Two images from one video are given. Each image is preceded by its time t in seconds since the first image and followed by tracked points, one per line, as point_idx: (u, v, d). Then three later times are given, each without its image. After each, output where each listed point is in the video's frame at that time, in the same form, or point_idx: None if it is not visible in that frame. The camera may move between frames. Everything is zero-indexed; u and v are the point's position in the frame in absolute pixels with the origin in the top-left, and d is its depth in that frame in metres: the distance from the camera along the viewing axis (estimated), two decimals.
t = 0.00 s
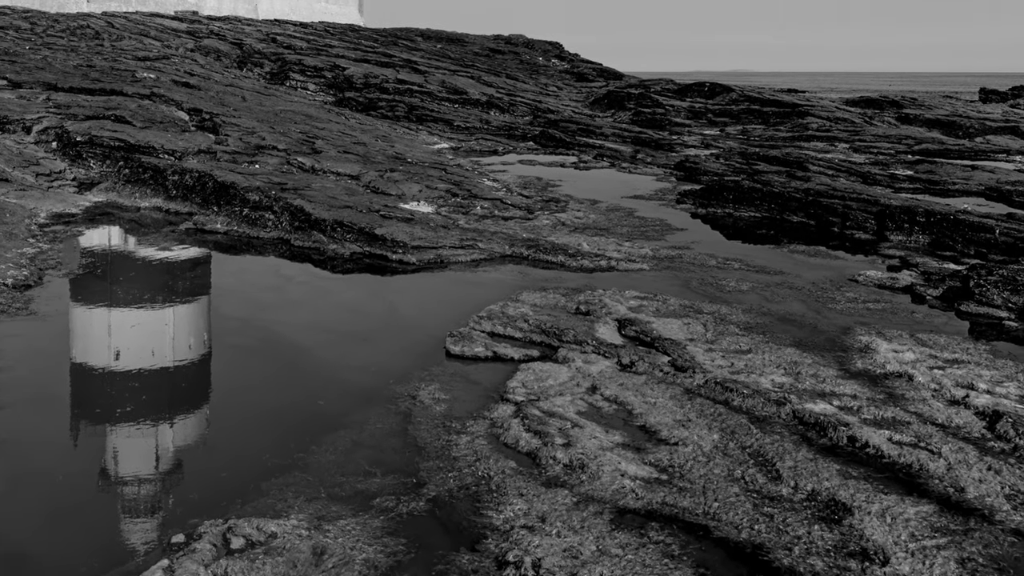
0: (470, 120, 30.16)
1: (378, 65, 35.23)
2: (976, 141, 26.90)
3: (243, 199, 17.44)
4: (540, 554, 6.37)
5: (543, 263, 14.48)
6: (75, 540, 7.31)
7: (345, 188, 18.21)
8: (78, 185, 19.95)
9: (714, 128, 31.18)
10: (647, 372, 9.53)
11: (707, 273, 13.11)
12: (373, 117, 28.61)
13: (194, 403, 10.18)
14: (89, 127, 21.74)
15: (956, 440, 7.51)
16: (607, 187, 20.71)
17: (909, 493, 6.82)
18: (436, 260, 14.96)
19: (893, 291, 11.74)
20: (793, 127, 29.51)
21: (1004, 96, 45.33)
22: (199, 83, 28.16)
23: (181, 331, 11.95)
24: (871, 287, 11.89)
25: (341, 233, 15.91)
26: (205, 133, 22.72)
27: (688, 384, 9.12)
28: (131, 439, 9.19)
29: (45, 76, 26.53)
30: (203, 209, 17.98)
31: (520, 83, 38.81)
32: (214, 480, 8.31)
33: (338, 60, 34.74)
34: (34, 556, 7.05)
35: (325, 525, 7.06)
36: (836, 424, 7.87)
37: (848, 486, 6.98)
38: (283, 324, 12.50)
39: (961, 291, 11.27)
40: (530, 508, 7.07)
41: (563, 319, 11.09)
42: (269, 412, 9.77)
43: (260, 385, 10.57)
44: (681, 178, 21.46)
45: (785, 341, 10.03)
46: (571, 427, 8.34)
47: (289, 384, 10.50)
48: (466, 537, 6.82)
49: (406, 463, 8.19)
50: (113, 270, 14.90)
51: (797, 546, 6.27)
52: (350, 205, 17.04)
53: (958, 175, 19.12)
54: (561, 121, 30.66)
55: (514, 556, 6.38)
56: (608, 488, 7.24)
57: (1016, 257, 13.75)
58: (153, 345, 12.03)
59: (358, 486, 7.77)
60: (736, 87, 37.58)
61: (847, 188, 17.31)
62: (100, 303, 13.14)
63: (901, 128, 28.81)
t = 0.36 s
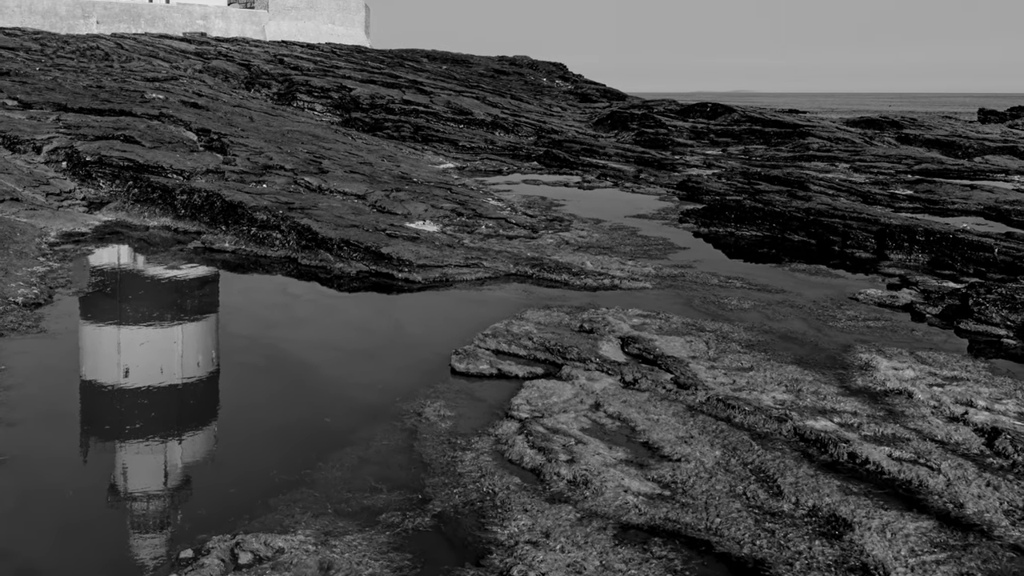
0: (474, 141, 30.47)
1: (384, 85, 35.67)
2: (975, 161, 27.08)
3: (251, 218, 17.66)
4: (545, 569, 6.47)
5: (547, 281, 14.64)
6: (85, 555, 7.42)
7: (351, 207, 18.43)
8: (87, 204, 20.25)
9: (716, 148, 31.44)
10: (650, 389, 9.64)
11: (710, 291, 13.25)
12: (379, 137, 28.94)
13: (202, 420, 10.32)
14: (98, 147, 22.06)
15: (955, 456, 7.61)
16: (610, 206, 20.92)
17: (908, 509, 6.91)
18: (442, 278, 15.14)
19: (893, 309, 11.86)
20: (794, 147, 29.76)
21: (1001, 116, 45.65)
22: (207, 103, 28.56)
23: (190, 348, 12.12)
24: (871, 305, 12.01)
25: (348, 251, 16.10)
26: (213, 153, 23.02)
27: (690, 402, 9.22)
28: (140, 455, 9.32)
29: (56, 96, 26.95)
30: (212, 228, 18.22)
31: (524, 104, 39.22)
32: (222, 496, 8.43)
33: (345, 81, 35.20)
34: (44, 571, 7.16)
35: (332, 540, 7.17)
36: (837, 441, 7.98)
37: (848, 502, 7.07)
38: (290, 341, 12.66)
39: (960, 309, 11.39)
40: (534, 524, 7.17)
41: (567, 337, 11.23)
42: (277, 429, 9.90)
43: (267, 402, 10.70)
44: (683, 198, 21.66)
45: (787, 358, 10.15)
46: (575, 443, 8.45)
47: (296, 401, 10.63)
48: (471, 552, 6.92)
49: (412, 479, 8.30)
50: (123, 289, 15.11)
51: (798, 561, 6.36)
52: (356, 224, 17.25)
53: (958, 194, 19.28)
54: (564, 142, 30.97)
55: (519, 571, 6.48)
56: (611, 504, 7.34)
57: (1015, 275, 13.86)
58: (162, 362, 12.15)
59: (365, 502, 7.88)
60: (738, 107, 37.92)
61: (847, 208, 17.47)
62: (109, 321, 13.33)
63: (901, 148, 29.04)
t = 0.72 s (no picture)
0: (480, 160, 30.77)
1: (390, 106, 36.09)
2: (975, 180, 27.26)
3: (258, 237, 17.88)
4: None
5: (550, 299, 14.80)
6: (94, 570, 7.53)
7: (357, 226, 18.65)
8: (97, 223, 20.53)
9: (718, 168, 31.68)
10: (653, 406, 9.75)
11: (712, 309, 13.38)
12: (385, 157, 29.25)
13: (210, 436, 10.45)
14: (108, 166, 22.37)
15: (954, 472, 7.71)
16: (613, 225, 21.10)
17: (908, 524, 7.00)
18: (447, 296, 15.33)
19: (893, 327, 11.97)
20: (796, 167, 29.98)
21: (1000, 136, 45.94)
22: (215, 123, 28.94)
23: (198, 365, 12.27)
24: (871, 323, 12.13)
25: (354, 270, 16.29)
26: (221, 172, 23.32)
27: (693, 418, 9.33)
28: (149, 471, 9.46)
29: (65, 116, 27.37)
30: (220, 247, 18.44)
31: (529, 124, 39.59)
32: (230, 511, 8.54)
33: (351, 102, 35.63)
34: None
35: (338, 555, 7.28)
36: (837, 457, 8.08)
37: (849, 517, 7.16)
38: (297, 359, 12.82)
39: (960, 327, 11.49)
40: (539, 539, 7.27)
41: (571, 354, 11.36)
42: (284, 445, 10.03)
43: (275, 418, 10.84)
44: (685, 217, 21.85)
45: (788, 375, 10.25)
46: (579, 459, 8.56)
47: (303, 418, 10.76)
48: (476, 567, 7.01)
49: (417, 495, 8.41)
50: (132, 307, 15.32)
51: None
52: (362, 243, 17.45)
53: (957, 213, 19.42)
54: (568, 161, 31.25)
55: None
56: (615, 519, 7.44)
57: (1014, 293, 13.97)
58: (170, 380, 12.21)
59: (371, 517, 7.99)
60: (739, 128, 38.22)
61: (847, 227, 17.62)
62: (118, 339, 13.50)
63: (901, 168, 29.25)
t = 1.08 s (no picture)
0: (484, 180, 31.05)
1: (395, 126, 36.49)
2: (974, 199, 27.40)
3: (265, 255, 18.10)
4: None
5: (554, 317, 14.96)
6: None
7: (364, 244, 18.87)
8: (106, 242, 20.81)
9: (720, 187, 31.90)
10: (655, 422, 9.87)
11: (714, 326, 13.51)
12: (391, 176, 29.55)
13: (218, 452, 10.58)
14: (117, 185, 22.68)
15: (954, 488, 7.81)
16: (617, 244, 21.28)
17: (908, 539, 7.10)
18: (452, 314, 15.49)
19: (893, 344, 12.08)
20: (797, 186, 30.19)
21: (999, 155, 46.17)
22: (223, 143, 29.31)
23: (206, 382, 12.41)
24: (872, 340, 12.24)
25: (360, 288, 16.48)
26: (229, 192, 23.61)
27: (695, 434, 9.44)
28: (158, 487, 9.59)
29: (75, 136, 27.77)
30: (227, 265, 18.67)
31: (533, 144, 39.95)
32: (238, 526, 8.66)
33: (358, 122, 36.04)
34: None
35: (344, 569, 7.39)
36: (838, 473, 8.18)
37: (849, 532, 7.26)
38: (304, 376, 12.96)
39: (959, 344, 11.59)
40: (543, 553, 7.38)
41: (574, 371, 11.49)
42: (291, 461, 10.16)
43: (282, 434, 10.97)
44: (688, 235, 22.03)
45: (789, 392, 10.37)
46: (583, 475, 8.67)
47: (310, 434, 10.89)
48: None
49: (423, 510, 8.52)
50: (140, 324, 15.52)
51: None
52: (368, 261, 17.65)
53: (956, 232, 19.56)
54: (572, 181, 31.50)
55: None
56: (618, 534, 7.54)
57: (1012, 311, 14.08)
58: (179, 397, 12.34)
59: (377, 532, 8.10)
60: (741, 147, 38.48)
61: (848, 245, 17.77)
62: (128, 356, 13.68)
63: (900, 187, 29.45)
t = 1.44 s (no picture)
0: (489, 199, 31.32)
1: (401, 145, 36.87)
2: (974, 217, 27.54)
3: (273, 273, 18.30)
4: None
5: (558, 334, 15.12)
6: None
7: (369, 262, 19.08)
8: (115, 260, 21.07)
9: (722, 206, 32.11)
10: (658, 438, 9.98)
11: (716, 344, 13.63)
12: (396, 195, 29.85)
13: (226, 468, 10.72)
14: (126, 204, 22.97)
15: (953, 503, 7.91)
16: (620, 262, 21.45)
17: (908, 554, 7.20)
18: (457, 331, 15.66)
19: (893, 361, 12.19)
20: (797, 205, 30.39)
21: (998, 174, 46.39)
22: (231, 162, 29.66)
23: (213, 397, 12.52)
24: (872, 357, 12.35)
25: (366, 305, 16.66)
26: (236, 210, 23.89)
27: (697, 450, 9.56)
28: (166, 502, 9.71)
29: (84, 155, 28.16)
30: (235, 283, 18.88)
31: (537, 163, 40.28)
32: (245, 541, 8.78)
33: (364, 141, 36.44)
34: None
35: None
36: (838, 488, 8.29)
37: (850, 546, 7.35)
38: (310, 392, 13.11)
39: (958, 361, 11.70)
40: (547, 568, 7.49)
41: (578, 388, 11.61)
42: (297, 477, 10.28)
43: (288, 450, 11.10)
44: (690, 253, 22.20)
45: (790, 409, 10.47)
46: (586, 490, 8.78)
47: (316, 450, 11.02)
48: None
49: (428, 525, 8.64)
50: (149, 341, 15.71)
51: None
52: (374, 278, 17.85)
53: (955, 250, 19.70)
54: (575, 199, 31.76)
55: None
56: (621, 549, 7.64)
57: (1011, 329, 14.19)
58: (187, 413, 12.43)
59: (382, 547, 8.22)
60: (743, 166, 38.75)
61: (849, 263, 17.91)
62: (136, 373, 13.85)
63: (900, 206, 29.63)
